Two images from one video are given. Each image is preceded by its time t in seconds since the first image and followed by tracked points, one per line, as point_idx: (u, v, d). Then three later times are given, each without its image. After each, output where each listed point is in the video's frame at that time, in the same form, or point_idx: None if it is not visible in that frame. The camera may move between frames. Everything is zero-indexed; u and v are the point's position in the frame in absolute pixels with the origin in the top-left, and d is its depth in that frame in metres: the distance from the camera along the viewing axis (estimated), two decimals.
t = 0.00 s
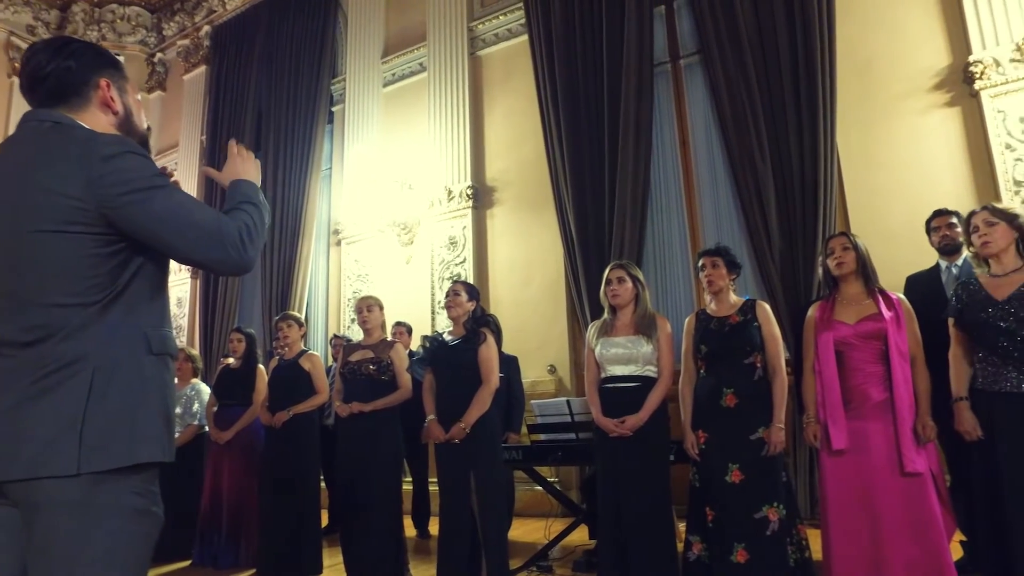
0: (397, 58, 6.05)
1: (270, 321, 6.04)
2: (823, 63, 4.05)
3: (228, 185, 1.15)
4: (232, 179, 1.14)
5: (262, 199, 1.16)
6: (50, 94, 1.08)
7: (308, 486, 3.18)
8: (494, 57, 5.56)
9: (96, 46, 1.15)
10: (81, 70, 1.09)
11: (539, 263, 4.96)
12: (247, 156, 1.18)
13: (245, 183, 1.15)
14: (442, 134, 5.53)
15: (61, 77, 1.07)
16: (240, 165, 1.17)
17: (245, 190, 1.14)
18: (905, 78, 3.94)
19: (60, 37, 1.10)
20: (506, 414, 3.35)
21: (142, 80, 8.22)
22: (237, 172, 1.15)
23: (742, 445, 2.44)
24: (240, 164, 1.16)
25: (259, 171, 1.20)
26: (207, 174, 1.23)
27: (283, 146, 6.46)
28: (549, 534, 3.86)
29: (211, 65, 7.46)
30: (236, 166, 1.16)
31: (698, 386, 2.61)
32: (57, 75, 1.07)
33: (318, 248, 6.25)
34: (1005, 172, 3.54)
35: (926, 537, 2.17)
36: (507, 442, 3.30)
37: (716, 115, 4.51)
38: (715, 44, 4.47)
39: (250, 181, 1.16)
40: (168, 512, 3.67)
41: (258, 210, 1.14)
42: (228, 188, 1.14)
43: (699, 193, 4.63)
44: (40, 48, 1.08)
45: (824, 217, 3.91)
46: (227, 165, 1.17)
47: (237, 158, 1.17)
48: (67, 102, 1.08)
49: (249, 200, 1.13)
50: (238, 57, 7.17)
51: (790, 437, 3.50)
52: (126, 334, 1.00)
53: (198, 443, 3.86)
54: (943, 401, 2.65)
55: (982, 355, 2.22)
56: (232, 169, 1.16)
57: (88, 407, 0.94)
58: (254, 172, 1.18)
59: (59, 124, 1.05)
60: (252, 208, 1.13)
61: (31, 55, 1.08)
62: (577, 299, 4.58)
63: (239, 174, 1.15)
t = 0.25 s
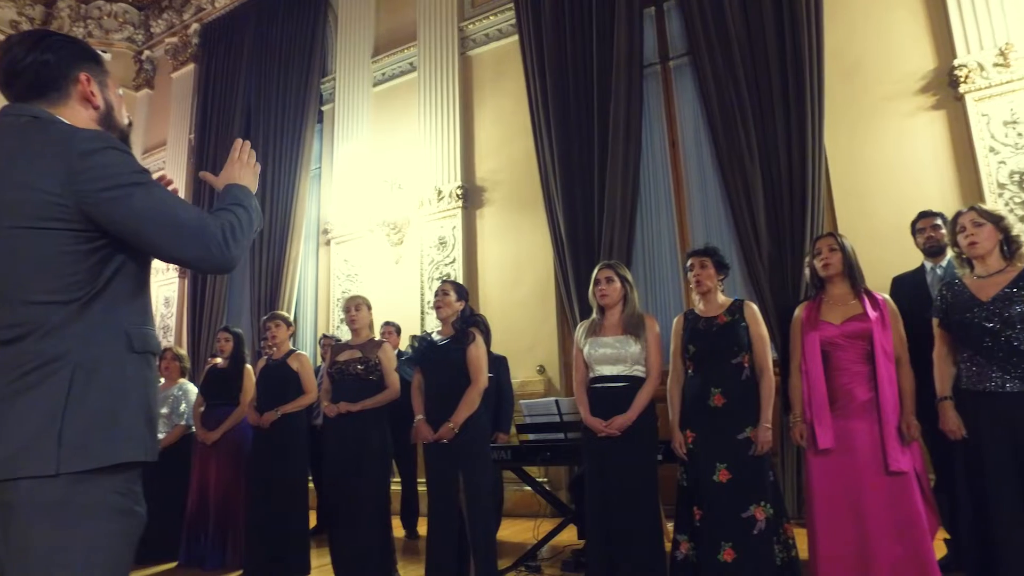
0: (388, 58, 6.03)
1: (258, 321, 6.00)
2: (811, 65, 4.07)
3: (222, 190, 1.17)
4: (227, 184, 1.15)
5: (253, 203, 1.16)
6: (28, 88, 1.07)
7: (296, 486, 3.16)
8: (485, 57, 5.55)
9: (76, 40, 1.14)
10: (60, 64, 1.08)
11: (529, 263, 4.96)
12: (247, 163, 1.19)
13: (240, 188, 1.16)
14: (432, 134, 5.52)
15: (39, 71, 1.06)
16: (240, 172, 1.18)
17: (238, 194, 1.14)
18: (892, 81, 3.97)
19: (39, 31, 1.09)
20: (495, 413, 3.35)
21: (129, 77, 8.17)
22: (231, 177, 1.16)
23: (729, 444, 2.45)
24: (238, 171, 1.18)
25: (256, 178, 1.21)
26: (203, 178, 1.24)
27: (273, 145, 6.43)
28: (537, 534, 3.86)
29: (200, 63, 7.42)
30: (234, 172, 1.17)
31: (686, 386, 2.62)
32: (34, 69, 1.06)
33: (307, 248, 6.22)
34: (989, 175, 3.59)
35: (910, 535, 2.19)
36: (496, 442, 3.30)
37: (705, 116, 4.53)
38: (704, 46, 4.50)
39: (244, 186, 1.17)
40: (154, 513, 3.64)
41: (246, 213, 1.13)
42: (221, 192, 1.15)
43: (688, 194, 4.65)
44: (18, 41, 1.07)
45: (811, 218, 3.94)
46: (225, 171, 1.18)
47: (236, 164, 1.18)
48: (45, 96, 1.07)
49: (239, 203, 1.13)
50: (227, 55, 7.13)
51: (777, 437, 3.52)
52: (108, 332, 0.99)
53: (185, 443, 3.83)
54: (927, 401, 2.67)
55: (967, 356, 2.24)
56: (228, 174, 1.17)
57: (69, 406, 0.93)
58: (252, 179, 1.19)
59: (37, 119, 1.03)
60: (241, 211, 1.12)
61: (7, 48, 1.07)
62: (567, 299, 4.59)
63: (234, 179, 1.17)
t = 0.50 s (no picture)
0: (377, 57, 6.01)
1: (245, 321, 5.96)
2: (799, 68, 4.10)
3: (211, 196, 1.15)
4: (216, 192, 1.14)
5: (241, 211, 1.15)
6: (3, 80, 1.05)
7: (283, 486, 3.14)
8: (474, 57, 5.55)
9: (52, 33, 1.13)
10: (36, 58, 1.06)
11: (518, 263, 4.96)
12: (240, 177, 1.19)
13: (229, 197, 1.15)
14: (421, 133, 5.51)
15: (15, 64, 1.05)
16: (230, 184, 1.17)
17: (224, 199, 1.13)
18: (879, 85, 4.01)
19: (14, 23, 1.08)
20: (483, 414, 3.35)
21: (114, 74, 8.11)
22: (221, 187, 1.16)
23: (716, 445, 2.46)
24: (228, 182, 1.17)
25: (247, 190, 1.20)
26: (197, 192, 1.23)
27: (261, 143, 6.39)
28: (525, 535, 3.86)
29: (187, 60, 7.36)
30: (224, 182, 1.16)
31: (673, 386, 2.63)
32: (10, 62, 1.05)
33: (295, 248, 6.19)
34: (973, 179, 3.63)
35: (894, 535, 2.21)
36: (484, 442, 3.30)
37: (694, 118, 4.55)
38: (693, 48, 4.51)
39: (233, 195, 1.16)
40: (138, 514, 3.61)
41: (232, 216, 1.12)
42: (208, 199, 1.14)
43: (677, 195, 4.67)
44: None
45: (799, 220, 3.96)
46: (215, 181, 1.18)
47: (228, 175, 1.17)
48: (22, 89, 1.06)
49: (224, 208, 1.12)
50: (215, 52, 7.07)
51: (764, 437, 3.54)
52: (87, 331, 0.98)
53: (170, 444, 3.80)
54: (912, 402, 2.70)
55: (951, 357, 2.26)
56: (218, 182, 1.17)
57: (46, 405, 0.92)
58: (242, 191, 1.18)
59: (14, 112, 1.01)
60: (227, 215, 1.11)
61: None
62: (555, 300, 4.59)
63: (223, 187, 1.16)
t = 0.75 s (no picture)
0: (365, 56, 5.99)
1: (230, 320, 5.92)
2: (785, 71, 4.13)
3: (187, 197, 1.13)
4: (193, 191, 1.12)
5: (221, 210, 1.14)
6: None
7: (267, 487, 3.12)
8: (463, 57, 5.54)
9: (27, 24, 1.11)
10: (9, 49, 1.04)
11: (505, 263, 4.96)
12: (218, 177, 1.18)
13: (208, 196, 1.13)
14: (409, 133, 5.49)
15: None
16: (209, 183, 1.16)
17: (203, 198, 1.12)
18: (863, 88, 4.05)
19: None
20: (469, 414, 3.34)
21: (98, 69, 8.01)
22: (199, 187, 1.14)
23: (701, 444, 2.47)
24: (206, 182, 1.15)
25: (228, 193, 1.19)
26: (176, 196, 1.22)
27: (247, 142, 6.35)
28: (511, 535, 3.85)
29: (173, 57, 7.29)
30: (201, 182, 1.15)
31: (659, 386, 2.64)
32: None
33: (282, 247, 6.15)
34: (955, 181, 3.67)
35: (877, 534, 2.23)
36: (470, 442, 3.29)
37: (681, 119, 4.57)
38: (680, 50, 4.54)
39: (212, 194, 1.14)
40: (120, 515, 3.56)
41: (212, 215, 1.11)
42: (185, 199, 1.12)
43: (664, 196, 4.68)
44: None
45: (784, 222, 3.99)
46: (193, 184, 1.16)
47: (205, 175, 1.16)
48: None
49: (203, 206, 1.11)
50: (201, 49, 7.01)
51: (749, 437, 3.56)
52: (62, 328, 0.96)
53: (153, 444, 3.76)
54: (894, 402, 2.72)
55: (933, 357, 2.28)
56: (194, 184, 1.15)
57: (20, 404, 0.90)
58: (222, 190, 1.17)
59: None
60: (206, 213, 1.10)
61: None
62: (542, 300, 4.59)
63: (201, 188, 1.14)
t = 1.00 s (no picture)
0: (354, 55, 5.97)
1: (217, 320, 5.87)
2: (772, 74, 4.16)
3: (159, 189, 1.11)
4: (168, 181, 1.10)
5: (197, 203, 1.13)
6: None
7: (252, 487, 3.09)
8: (452, 57, 5.53)
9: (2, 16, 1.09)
10: None
11: (493, 263, 4.96)
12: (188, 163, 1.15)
13: (183, 186, 1.11)
14: (398, 133, 5.48)
15: None
16: (180, 173, 1.14)
17: (181, 190, 1.11)
18: (850, 92, 4.08)
19: None
20: (456, 414, 3.34)
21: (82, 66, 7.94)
22: (171, 177, 1.12)
23: (688, 445, 2.48)
24: (178, 171, 1.13)
25: (199, 178, 1.16)
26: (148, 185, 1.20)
27: (235, 140, 6.31)
28: (498, 535, 3.85)
29: (159, 54, 7.23)
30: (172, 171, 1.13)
31: (646, 387, 2.65)
32: None
33: (269, 246, 6.11)
34: (939, 185, 3.71)
35: (861, 533, 2.25)
36: (458, 442, 3.29)
37: (670, 121, 4.59)
38: (669, 52, 4.55)
39: (185, 184, 1.12)
40: (103, 516, 3.52)
41: (190, 209, 1.10)
42: (159, 190, 1.10)
43: (652, 197, 4.70)
44: None
45: (771, 223, 4.01)
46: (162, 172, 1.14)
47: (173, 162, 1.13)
48: None
49: (179, 199, 1.09)
50: (188, 47, 6.96)
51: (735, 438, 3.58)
52: (40, 326, 0.95)
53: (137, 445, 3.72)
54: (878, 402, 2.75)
55: (916, 358, 2.30)
56: (166, 175, 1.13)
57: None
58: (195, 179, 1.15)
59: None
60: (184, 207, 1.09)
61: None
62: (531, 300, 4.59)
63: (174, 178, 1.12)
